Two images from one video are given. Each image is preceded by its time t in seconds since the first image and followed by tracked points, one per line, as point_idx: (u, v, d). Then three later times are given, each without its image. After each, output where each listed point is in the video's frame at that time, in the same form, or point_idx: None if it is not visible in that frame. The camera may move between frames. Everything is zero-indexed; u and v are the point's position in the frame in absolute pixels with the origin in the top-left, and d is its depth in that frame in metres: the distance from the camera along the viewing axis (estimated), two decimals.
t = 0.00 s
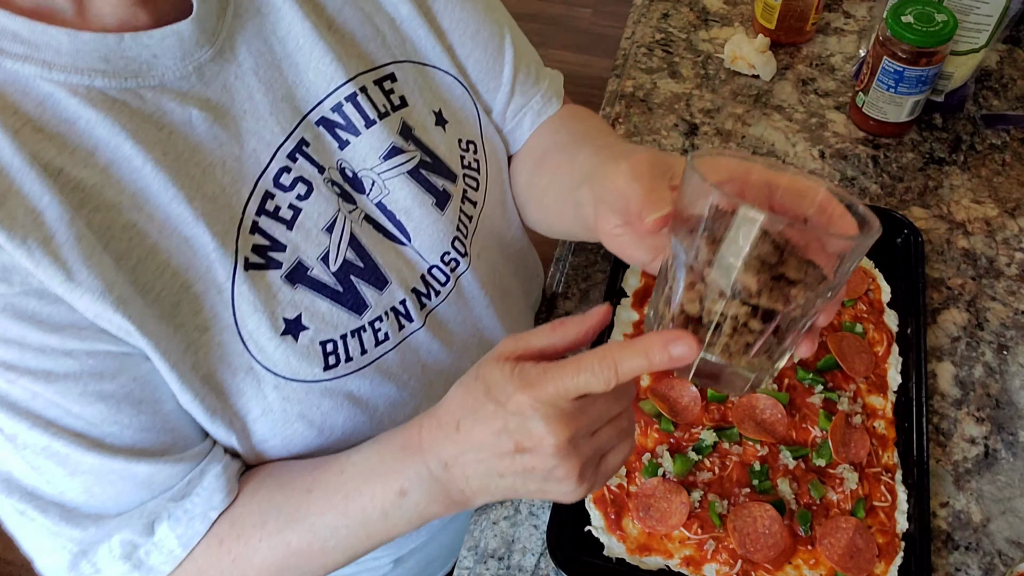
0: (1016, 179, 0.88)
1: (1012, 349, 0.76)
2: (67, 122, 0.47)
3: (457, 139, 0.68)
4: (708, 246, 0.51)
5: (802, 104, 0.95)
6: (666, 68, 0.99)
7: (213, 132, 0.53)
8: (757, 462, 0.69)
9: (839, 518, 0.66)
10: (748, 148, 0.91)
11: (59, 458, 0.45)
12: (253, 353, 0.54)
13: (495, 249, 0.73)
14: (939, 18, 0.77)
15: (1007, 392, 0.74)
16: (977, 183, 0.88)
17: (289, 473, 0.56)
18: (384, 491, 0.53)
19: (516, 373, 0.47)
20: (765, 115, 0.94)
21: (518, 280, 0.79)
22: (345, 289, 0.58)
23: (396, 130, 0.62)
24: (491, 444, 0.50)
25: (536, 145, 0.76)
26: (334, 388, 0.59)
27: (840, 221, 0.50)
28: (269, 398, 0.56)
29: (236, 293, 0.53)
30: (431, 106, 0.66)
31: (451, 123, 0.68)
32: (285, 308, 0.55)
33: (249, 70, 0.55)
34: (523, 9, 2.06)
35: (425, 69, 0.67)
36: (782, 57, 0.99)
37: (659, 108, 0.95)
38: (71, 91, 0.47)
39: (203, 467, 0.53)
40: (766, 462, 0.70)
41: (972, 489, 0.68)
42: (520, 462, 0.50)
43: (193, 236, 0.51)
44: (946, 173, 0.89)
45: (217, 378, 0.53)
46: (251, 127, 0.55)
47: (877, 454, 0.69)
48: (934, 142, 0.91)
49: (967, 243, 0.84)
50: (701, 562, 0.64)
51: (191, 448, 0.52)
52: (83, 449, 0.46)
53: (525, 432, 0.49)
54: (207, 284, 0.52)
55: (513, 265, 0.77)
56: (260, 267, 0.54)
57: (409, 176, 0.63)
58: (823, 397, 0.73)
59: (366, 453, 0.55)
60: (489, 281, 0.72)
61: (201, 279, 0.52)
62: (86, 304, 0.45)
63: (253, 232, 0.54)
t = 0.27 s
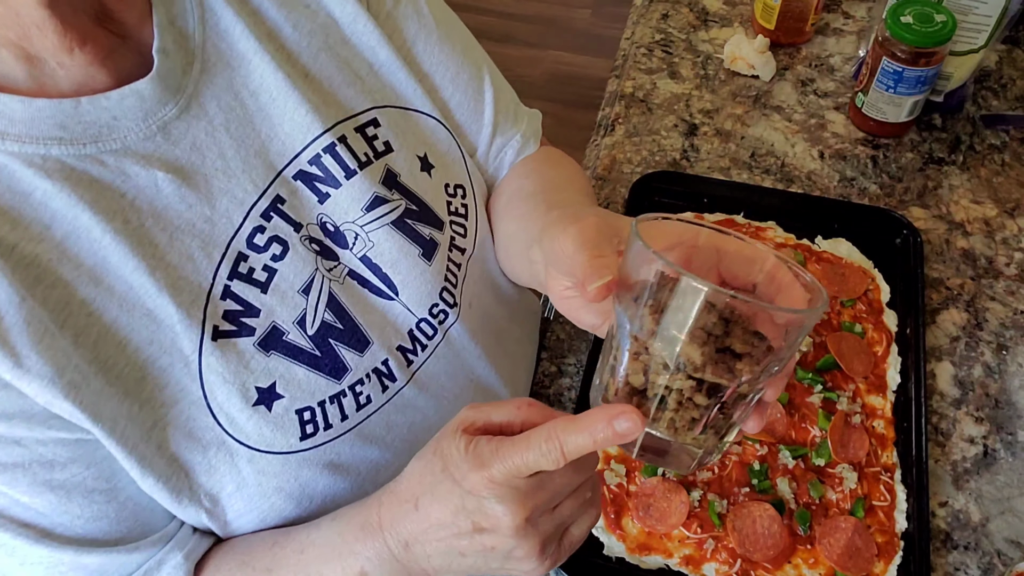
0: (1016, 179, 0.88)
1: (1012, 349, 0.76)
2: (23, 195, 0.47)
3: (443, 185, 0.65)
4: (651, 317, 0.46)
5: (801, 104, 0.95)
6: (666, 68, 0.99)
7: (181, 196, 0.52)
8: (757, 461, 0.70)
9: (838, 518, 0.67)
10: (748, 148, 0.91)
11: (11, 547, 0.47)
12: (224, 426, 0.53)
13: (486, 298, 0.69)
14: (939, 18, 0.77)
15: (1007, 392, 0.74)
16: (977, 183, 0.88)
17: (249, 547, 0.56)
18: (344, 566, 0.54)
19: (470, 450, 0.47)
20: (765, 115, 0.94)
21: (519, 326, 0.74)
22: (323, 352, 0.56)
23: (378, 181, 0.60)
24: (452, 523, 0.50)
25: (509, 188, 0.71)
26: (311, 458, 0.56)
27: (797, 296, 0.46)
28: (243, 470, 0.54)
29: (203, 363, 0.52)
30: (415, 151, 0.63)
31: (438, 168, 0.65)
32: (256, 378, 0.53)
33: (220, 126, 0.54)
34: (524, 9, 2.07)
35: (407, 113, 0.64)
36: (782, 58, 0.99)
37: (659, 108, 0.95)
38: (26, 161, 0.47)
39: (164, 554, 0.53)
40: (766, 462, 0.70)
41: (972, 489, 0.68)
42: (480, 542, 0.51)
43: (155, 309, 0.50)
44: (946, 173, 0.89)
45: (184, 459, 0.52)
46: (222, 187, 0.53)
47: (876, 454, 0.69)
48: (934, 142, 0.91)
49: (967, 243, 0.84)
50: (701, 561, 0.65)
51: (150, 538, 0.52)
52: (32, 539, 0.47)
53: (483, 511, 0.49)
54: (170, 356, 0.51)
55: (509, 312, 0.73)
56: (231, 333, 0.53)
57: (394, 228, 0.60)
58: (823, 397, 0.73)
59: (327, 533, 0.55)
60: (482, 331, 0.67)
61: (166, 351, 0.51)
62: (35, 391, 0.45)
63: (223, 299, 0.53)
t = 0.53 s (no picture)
0: (1017, 179, 0.88)
1: (1013, 349, 0.76)
2: (13, 227, 0.47)
3: (444, 201, 0.65)
4: (630, 371, 0.45)
5: (802, 104, 0.95)
6: (666, 68, 0.99)
7: (176, 222, 0.52)
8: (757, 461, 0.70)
9: (839, 518, 0.67)
10: (748, 148, 0.91)
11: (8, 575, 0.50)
12: (226, 454, 0.54)
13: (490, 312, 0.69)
14: (939, 18, 0.77)
15: (1007, 392, 0.73)
16: (978, 183, 0.88)
17: None
18: None
19: (460, 491, 0.47)
20: (765, 115, 0.94)
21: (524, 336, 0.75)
22: (326, 376, 0.57)
23: (379, 200, 0.59)
24: (436, 562, 0.51)
25: (508, 208, 0.70)
26: (316, 481, 0.57)
27: (788, 332, 0.45)
28: (247, 496, 0.55)
29: (203, 390, 0.52)
30: (415, 166, 0.63)
31: (438, 183, 0.64)
32: (258, 404, 0.54)
33: (215, 149, 0.54)
34: (523, 9, 2.06)
35: (406, 129, 0.63)
36: (782, 57, 0.99)
37: (659, 108, 0.95)
38: (17, 192, 0.46)
39: None
40: (766, 462, 0.70)
41: (972, 489, 0.68)
42: None
43: (152, 339, 0.51)
44: (946, 173, 0.89)
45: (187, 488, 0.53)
46: (219, 212, 0.53)
47: (877, 454, 0.69)
48: (934, 142, 0.91)
49: (967, 243, 0.84)
50: (701, 561, 0.65)
51: None
52: None
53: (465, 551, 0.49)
54: (169, 387, 0.52)
55: (515, 323, 0.73)
56: (231, 360, 0.53)
57: (396, 247, 0.60)
58: (823, 397, 0.73)
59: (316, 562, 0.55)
60: (487, 346, 0.68)
61: (164, 381, 0.51)
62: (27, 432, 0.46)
63: (224, 324, 0.53)
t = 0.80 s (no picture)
0: (1017, 178, 0.88)
1: (1013, 349, 0.76)
2: (12, 241, 0.46)
3: (443, 207, 0.65)
4: (585, 356, 0.44)
5: (802, 104, 0.95)
6: (666, 68, 0.99)
7: (176, 232, 0.51)
8: (757, 462, 0.70)
9: (839, 518, 0.67)
10: (748, 148, 0.91)
11: None
12: (230, 465, 0.54)
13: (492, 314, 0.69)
14: (939, 18, 0.77)
15: (1007, 392, 0.73)
16: (977, 183, 0.88)
17: None
18: None
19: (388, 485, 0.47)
20: (765, 115, 0.94)
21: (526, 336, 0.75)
22: (328, 385, 0.56)
23: (378, 208, 0.59)
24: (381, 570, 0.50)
25: (499, 209, 0.70)
26: (320, 490, 0.58)
27: (752, 289, 0.44)
28: (250, 506, 0.56)
29: (207, 402, 0.52)
30: (414, 173, 0.63)
31: (436, 189, 0.64)
32: (260, 414, 0.54)
33: (214, 159, 0.54)
34: (523, 9, 2.06)
35: (404, 135, 0.63)
36: (782, 58, 0.99)
37: (659, 108, 0.95)
38: (15, 207, 0.46)
39: None
40: (766, 462, 0.71)
41: (973, 489, 0.68)
42: None
43: (155, 351, 0.51)
44: (946, 173, 0.89)
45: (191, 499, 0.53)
46: (219, 223, 0.53)
47: (877, 454, 0.69)
48: (934, 142, 0.91)
49: (967, 243, 0.84)
50: (701, 561, 0.65)
51: None
52: None
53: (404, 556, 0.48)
54: (172, 398, 0.52)
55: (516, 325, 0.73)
56: (233, 371, 0.53)
57: (396, 255, 0.60)
58: (823, 397, 0.73)
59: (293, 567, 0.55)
60: (489, 349, 0.68)
61: (167, 393, 0.51)
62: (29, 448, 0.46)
63: (226, 335, 0.52)
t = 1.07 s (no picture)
0: (1018, 178, 0.87)
1: (1014, 349, 0.76)
2: (6, 253, 0.47)
3: (440, 211, 0.64)
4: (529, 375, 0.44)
5: (802, 103, 0.95)
6: (666, 68, 0.99)
7: (169, 240, 0.52)
8: (757, 462, 0.70)
9: (839, 519, 0.67)
10: (748, 148, 0.91)
11: None
12: (226, 474, 0.54)
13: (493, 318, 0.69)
14: (939, 18, 0.77)
15: (1008, 392, 0.73)
16: (978, 183, 0.88)
17: None
18: None
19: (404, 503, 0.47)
20: (765, 115, 0.94)
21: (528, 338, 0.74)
22: (325, 393, 0.56)
23: (375, 213, 0.59)
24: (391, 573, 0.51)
25: (496, 211, 0.70)
26: (317, 498, 0.57)
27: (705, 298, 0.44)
28: (247, 516, 0.56)
29: (201, 410, 0.52)
30: (411, 176, 0.63)
31: (433, 193, 0.64)
32: (255, 423, 0.54)
33: (207, 166, 0.54)
34: (524, 8, 2.06)
35: (400, 138, 0.63)
36: (782, 57, 0.99)
37: (659, 108, 0.95)
38: (8, 218, 0.47)
39: None
40: (766, 462, 0.70)
41: (973, 489, 0.68)
42: None
43: (149, 361, 0.51)
44: (946, 173, 0.88)
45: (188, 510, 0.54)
46: (213, 230, 0.53)
47: (877, 454, 0.69)
48: (935, 142, 0.91)
49: (968, 243, 0.83)
50: (701, 562, 0.65)
51: None
52: None
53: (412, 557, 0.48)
54: (167, 407, 0.52)
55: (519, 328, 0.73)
56: (228, 379, 0.53)
57: (393, 261, 0.59)
58: (823, 397, 0.73)
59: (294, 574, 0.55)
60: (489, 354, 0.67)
61: (162, 403, 0.52)
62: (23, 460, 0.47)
63: (220, 344, 0.53)
